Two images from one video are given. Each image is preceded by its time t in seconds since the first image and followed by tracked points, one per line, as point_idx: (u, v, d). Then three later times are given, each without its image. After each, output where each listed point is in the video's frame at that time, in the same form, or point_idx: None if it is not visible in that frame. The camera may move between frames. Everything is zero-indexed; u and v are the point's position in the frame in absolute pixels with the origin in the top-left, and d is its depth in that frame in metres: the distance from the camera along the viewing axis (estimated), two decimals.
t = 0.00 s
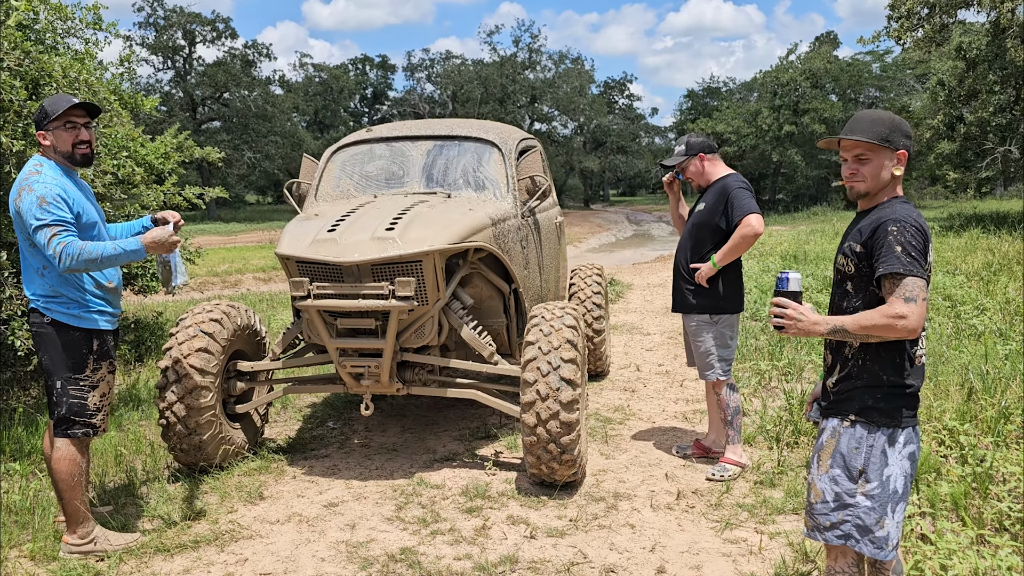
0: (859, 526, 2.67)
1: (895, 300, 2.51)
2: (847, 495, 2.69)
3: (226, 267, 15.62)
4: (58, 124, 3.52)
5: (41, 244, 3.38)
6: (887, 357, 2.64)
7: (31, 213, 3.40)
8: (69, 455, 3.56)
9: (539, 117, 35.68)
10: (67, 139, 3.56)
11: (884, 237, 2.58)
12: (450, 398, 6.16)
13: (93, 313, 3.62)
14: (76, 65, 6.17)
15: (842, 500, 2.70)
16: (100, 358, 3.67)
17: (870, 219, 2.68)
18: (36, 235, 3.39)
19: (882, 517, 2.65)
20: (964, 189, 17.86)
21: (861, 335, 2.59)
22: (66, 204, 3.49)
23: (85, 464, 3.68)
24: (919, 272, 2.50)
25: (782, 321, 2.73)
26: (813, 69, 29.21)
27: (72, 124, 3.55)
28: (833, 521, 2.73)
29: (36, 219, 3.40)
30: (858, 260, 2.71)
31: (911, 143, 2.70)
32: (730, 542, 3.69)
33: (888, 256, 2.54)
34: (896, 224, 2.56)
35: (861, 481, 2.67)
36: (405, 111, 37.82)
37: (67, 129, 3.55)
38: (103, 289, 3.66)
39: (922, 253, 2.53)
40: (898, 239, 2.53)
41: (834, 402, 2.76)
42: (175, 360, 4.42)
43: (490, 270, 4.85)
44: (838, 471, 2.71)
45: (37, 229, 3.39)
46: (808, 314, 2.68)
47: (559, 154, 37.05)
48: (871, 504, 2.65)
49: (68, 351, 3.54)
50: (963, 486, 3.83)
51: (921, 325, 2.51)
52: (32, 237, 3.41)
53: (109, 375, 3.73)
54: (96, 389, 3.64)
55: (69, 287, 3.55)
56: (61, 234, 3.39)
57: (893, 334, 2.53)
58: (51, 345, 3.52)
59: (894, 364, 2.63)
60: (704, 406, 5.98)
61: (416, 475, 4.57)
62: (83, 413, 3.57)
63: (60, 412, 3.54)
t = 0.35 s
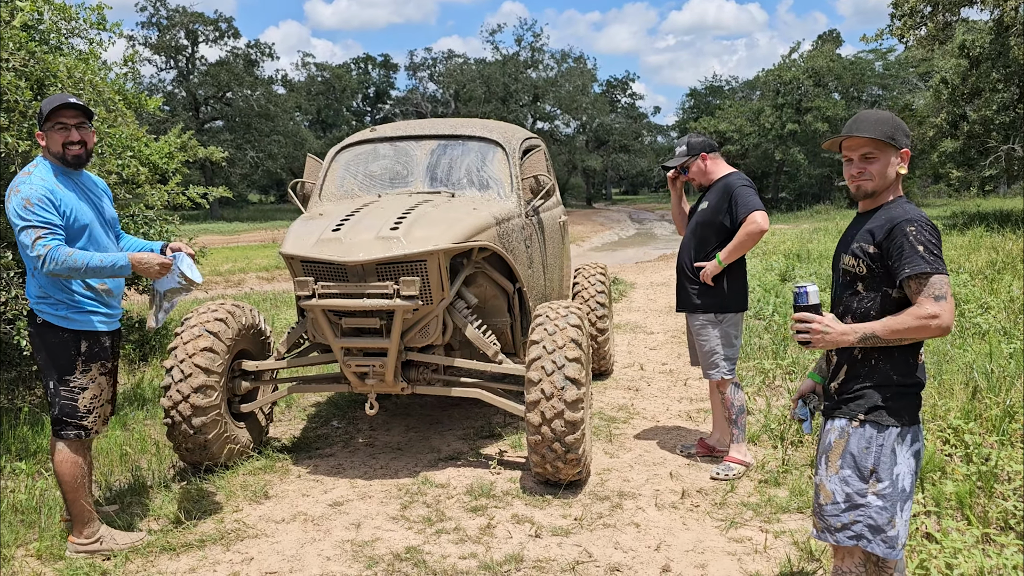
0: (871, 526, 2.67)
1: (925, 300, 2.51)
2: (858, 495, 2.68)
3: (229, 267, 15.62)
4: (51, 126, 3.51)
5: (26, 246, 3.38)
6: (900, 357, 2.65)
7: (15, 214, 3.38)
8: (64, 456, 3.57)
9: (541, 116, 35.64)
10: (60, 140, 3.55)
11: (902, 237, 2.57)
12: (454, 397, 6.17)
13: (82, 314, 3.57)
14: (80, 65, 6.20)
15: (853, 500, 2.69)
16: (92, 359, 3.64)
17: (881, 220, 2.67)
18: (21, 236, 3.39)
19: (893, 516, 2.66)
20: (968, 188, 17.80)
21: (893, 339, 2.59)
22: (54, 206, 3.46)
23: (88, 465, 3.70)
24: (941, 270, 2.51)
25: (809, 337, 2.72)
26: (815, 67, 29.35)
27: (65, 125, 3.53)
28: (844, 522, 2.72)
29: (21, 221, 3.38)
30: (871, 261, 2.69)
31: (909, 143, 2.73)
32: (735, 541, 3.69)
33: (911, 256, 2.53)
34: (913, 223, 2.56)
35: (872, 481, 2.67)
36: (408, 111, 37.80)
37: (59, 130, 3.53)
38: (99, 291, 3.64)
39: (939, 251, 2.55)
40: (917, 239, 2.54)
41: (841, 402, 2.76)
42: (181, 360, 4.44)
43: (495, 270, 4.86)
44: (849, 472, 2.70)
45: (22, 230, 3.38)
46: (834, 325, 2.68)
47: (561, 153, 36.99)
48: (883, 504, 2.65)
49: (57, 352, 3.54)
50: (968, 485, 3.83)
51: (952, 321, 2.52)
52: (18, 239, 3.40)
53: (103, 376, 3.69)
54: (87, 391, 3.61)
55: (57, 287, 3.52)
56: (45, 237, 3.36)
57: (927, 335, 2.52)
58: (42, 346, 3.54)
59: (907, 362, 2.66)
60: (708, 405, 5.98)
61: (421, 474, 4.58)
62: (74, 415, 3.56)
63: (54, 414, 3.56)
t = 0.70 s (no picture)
0: (871, 524, 2.66)
1: (911, 299, 2.50)
2: (857, 493, 2.68)
3: (234, 266, 15.64)
4: (57, 128, 3.52)
5: (24, 249, 3.37)
6: (897, 356, 2.65)
7: (15, 217, 3.38)
8: (68, 460, 3.59)
9: (546, 116, 35.61)
10: (66, 143, 3.55)
11: (890, 236, 2.57)
12: (458, 397, 6.17)
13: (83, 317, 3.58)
14: (85, 65, 6.23)
15: (853, 498, 2.69)
16: (92, 363, 3.61)
17: (872, 219, 2.67)
18: (19, 241, 3.39)
19: (893, 513, 2.64)
20: (975, 186, 17.70)
21: (882, 338, 2.58)
22: (53, 209, 3.46)
23: (93, 467, 3.72)
24: (929, 269, 2.50)
25: (798, 331, 2.72)
26: (820, 66, 29.27)
27: (74, 127, 3.53)
28: (844, 520, 2.71)
29: (19, 224, 3.37)
30: (864, 260, 2.69)
31: (904, 141, 2.66)
32: (740, 540, 3.69)
33: (897, 255, 2.53)
34: (901, 222, 2.55)
35: (871, 478, 2.66)
36: (412, 110, 37.80)
37: (65, 132, 3.53)
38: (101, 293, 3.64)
39: (929, 250, 2.53)
40: (903, 237, 2.53)
41: (840, 401, 2.76)
42: (186, 359, 4.45)
43: (499, 269, 4.86)
44: (848, 470, 2.70)
45: (21, 233, 3.38)
46: (823, 321, 2.67)
47: (566, 152, 36.94)
48: (882, 502, 2.64)
49: (55, 356, 3.55)
50: (974, 484, 3.81)
51: (941, 320, 2.50)
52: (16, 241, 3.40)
53: (104, 379, 3.67)
54: (88, 394, 3.59)
55: (57, 290, 3.54)
56: (45, 242, 3.38)
57: (914, 334, 2.52)
58: (44, 350, 3.55)
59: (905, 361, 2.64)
60: (713, 404, 5.97)
61: (426, 473, 4.58)
62: (75, 419, 3.56)
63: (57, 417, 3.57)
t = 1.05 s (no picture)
0: (874, 524, 2.65)
1: (895, 300, 2.51)
2: (859, 493, 2.68)
3: (244, 267, 15.70)
4: (86, 125, 3.55)
5: (41, 256, 3.41)
6: (895, 356, 2.63)
7: (34, 224, 3.42)
8: (86, 461, 3.62)
9: (554, 116, 35.58)
10: (94, 139, 3.59)
11: (878, 238, 2.58)
12: (467, 397, 6.19)
13: (103, 320, 3.60)
14: (98, 67, 6.30)
15: (855, 498, 2.69)
16: (112, 364, 3.65)
17: (867, 220, 2.68)
18: (37, 246, 3.42)
19: (896, 514, 2.62)
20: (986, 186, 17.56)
21: (868, 337, 2.59)
22: (74, 214, 3.49)
23: (107, 468, 3.75)
24: (915, 270, 2.49)
25: (794, 329, 2.78)
26: (830, 66, 29.10)
27: (104, 124, 3.60)
28: (848, 521, 2.71)
29: (37, 231, 3.41)
30: (858, 262, 2.71)
31: (906, 142, 2.65)
32: (750, 540, 3.68)
33: (883, 256, 2.54)
34: (888, 223, 2.56)
35: (872, 478, 2.66)
36: (421, 110, 37.83)
37: (94, 129, 3.58)
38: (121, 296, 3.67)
39: (918, 251, 2.52)
40: (888, 239, 2.54)
41: (842, 401, 2.77)
42: (199, 359, 4.49)
43: (509, 269, 4.87)
44: (850, 470, 2.71)
45: (39, 239, 3.42)
46: (816, 321, 2.72)
47: (575, 153, 36.89)
48: (884, 502, 2.63)
49: (74, 359, 3.58)
50: (985, 485, 3.79)
51: (925, 323, 2.50)
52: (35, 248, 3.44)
53: (123, 380, 3.71)
54: (109, 395, 3.64)
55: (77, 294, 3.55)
56: (62, 250, 3.41)
57: (897, 335, 2.52)
58: (65, 353, 3.58)
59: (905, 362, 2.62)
60: (722, 404, 5.96)
61: (436, 473, 4.60)
62: (95, 421, 3.60)
63: (77, 419, 3.61)
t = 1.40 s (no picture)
0: (881, 524, 2.64)
1: (897, 301, 2.51)
2: (866, 493, 2.67)
3: (257, 266, 15.78)
4: (102, 124, 3.62)
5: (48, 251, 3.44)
6: (899, 357, 2.63)
7: (44, 218, 3.45)
8: (106, 455, 3.66)
9: (566, 116, 35.54)
10: (110, 139, 3.67)
11: (880, 239, 2.58)
12: (478, 396, 6.21)
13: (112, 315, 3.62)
14: (113, 67, 6.37)
15: (861, 499, 2.68)
16: (131, 357, 3.68)
17: (872, 220, 2.68)
18: (45, 239, 3.45)
19: (902, 514, 2.61)
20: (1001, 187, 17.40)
21: (872, 339, 2.59)
22: (85, 210, 3.51)
23: (122, 462, 3.78)
24: (917, 270, 2.49)
25: (800, 331, 2.78)
26: (843, 66, 28.93)
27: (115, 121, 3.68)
28: (855, 521, 2.71)
29: (46, 226, 3.44)
30: (862, 264, 2.71)
31: (911, 143, 2.64)
32: (762, 541, 3.67)
33: (884, 258, 2.54)
34: (890, 224, 2.56)
35: (878, 479, 2.65)
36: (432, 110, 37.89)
37: (110, 129, 3.65)
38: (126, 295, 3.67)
39: (920, 251, 2.52)
40: (890, 240, 2.54)
41: (848, 402, 2.77)
42: (213, 357, 4.52)
43: (521, 269, 4.87)
44: (856, 470, 2.71)
45: (47, 234, 3.45)
46: (822, 323, 2.73)
47: (586, 152, 36.84)
48: (890, 502, 2.62)
49: (95, 350, 3.61)
50: (999, 487, 3.76)
51: (928, 323, 2.49)
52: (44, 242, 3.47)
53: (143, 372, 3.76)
54: (127, 388, 3.68)
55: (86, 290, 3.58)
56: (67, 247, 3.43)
57: (901, 336, 2.52)
58: (84, 346, 3.61)
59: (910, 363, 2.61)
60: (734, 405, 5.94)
61: (447, 471, 4.62)
62: (117, 414, 3.66)
63: (97, 412, 3.64)
